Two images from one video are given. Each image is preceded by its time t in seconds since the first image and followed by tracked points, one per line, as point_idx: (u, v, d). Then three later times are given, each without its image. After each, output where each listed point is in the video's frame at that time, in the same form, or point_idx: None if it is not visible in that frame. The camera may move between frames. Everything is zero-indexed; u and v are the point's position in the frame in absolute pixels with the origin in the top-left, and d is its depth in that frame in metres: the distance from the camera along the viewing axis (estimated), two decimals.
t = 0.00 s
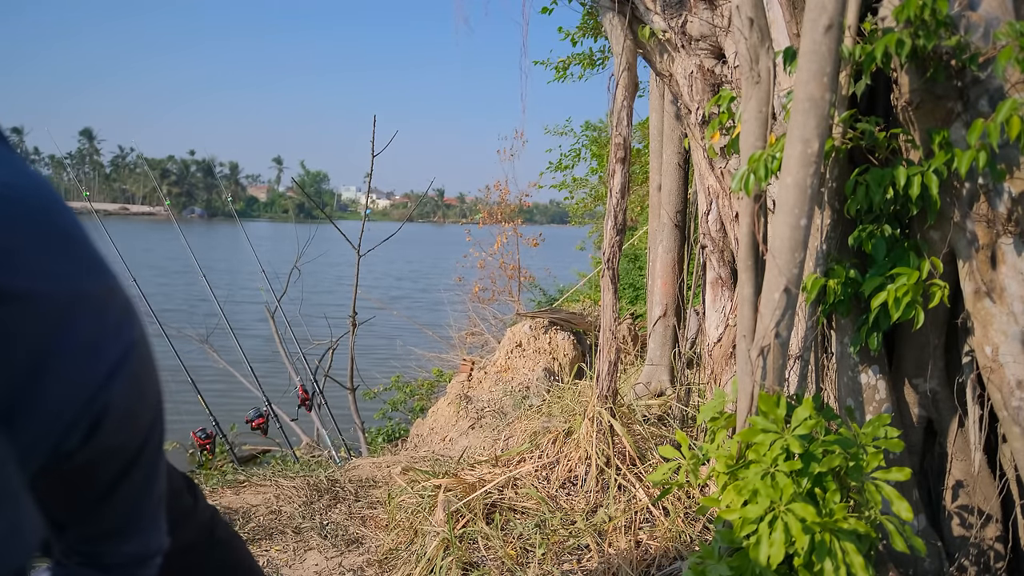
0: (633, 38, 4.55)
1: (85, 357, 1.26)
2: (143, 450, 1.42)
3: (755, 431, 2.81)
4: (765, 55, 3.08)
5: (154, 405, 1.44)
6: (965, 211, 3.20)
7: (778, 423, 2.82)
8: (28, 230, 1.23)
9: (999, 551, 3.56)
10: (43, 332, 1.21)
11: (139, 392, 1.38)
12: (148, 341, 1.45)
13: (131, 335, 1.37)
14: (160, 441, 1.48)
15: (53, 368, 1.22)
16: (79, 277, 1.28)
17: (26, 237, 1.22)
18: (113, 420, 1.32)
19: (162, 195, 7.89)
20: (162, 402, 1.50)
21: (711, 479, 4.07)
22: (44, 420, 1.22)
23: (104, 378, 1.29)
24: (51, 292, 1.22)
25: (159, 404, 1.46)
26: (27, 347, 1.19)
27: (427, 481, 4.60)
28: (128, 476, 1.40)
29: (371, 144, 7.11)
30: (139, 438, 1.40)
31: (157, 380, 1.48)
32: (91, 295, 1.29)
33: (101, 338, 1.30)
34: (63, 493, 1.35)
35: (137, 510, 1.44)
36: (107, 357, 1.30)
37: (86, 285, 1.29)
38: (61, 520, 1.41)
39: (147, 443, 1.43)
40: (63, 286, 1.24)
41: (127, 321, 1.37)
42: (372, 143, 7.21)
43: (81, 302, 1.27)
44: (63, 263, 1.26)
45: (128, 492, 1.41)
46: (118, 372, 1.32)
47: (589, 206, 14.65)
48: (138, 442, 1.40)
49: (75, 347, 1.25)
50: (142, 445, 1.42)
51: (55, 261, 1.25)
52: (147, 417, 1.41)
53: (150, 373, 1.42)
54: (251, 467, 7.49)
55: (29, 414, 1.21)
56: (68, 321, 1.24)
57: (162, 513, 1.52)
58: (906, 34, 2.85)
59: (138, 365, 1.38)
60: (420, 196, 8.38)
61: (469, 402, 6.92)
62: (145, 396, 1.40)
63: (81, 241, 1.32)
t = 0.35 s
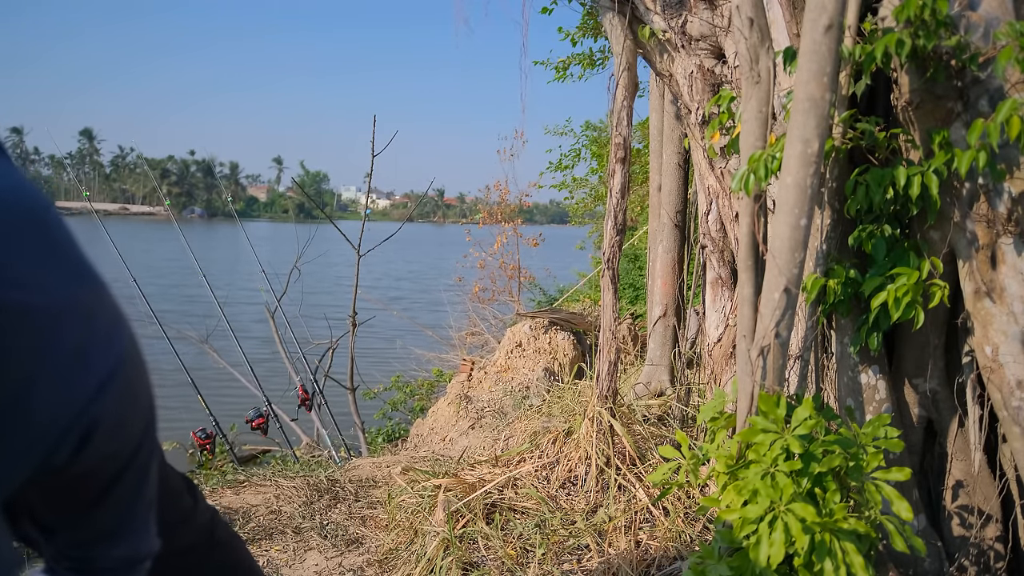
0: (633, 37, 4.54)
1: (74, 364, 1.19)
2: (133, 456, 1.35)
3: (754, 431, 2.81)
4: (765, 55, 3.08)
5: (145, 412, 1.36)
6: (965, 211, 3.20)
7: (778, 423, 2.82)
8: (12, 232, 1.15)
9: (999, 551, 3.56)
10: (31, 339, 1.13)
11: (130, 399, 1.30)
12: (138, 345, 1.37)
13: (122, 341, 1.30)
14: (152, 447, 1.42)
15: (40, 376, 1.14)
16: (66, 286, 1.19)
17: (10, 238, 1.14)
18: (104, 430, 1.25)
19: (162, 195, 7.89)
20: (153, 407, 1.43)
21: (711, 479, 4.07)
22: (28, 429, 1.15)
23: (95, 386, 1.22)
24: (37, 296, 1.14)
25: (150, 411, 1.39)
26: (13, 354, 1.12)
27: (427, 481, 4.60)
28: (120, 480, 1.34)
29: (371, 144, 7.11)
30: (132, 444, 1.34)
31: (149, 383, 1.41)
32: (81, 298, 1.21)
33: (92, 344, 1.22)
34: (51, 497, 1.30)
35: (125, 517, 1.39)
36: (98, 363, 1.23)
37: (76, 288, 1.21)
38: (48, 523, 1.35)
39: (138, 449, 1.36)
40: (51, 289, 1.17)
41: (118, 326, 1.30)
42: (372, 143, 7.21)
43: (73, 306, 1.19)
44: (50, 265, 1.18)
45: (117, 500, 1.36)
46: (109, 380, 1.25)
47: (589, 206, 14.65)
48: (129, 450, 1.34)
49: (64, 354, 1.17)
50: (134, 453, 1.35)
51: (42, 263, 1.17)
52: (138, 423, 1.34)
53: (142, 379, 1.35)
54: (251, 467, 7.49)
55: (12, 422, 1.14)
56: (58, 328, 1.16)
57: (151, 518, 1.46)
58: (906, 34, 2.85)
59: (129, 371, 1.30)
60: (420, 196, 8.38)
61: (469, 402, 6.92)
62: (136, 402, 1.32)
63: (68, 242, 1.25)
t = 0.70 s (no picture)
0: (633, 38, 4.54)
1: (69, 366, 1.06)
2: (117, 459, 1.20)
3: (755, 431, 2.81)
4: (765, 55, 3.08)
5: (135, 413, 1.23)
6: (965, 211, 3.20)
7: (778, 423, 2.82)
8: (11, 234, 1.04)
9: (999, 551, 3.56)
10: (28, 342, 1.01)
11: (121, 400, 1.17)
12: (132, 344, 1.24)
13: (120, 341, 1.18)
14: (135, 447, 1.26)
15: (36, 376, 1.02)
16: (64, 285, 1.08)
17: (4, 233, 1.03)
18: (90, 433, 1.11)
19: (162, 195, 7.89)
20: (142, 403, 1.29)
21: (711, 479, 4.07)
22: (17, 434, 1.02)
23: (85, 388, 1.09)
24: (36, 294, 1.03)
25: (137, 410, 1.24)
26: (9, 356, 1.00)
27: (427, 481, 4.60)
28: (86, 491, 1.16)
29: (371, 144, 7.10)
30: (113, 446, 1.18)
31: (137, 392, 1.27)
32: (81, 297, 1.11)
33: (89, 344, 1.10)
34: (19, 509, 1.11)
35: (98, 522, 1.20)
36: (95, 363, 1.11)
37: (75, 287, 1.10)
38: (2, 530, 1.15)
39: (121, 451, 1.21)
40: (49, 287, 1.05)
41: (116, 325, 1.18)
42: (372, 144, 7.21)
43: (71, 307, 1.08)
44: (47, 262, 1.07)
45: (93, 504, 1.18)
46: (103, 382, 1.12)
47: (589, 206, 14.64)
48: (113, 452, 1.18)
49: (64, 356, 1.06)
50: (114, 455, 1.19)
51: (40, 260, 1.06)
52: (124, 422, 1.20)
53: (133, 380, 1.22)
54: (251, 467, 7.50)
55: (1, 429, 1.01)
56: (57, 331, 1.05)
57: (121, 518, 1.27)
58: (906, 34, 2.85)
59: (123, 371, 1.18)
60: (420, 196, 8.38)
61: (469, 402, 6.92)
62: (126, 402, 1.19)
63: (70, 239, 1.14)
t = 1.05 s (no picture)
0: (633, 38, 4.54)
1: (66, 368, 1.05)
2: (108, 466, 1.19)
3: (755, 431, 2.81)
4: (765, 55, 3.08)
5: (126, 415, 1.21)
6: (965, 211, 3.20)
7: (778, 423, 2.82)
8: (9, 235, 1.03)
9: (998, 551, 3.56)
10: (25, 342, 1.00)
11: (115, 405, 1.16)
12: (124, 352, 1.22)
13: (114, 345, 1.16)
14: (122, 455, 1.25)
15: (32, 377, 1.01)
16: (64, 290, 1.07)
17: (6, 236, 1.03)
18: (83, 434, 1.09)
19: (162, 195, 7.89)
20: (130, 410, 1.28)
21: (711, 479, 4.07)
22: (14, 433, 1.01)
23: (77, 389, 1.07)
24: (33, 295, 1.02)
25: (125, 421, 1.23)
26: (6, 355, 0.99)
27: (427, 481, 4.60)
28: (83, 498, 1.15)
29: (371, 144, 7.11)
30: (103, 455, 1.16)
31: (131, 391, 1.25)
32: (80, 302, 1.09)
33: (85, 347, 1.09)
34: (16, 511, 1.10)
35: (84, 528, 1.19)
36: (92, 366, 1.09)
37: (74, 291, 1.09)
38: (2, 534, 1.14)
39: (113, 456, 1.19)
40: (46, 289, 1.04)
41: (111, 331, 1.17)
42: (372, 144, 7.20)
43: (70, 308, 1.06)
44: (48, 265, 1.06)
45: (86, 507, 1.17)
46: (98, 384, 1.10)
47: (589, 206, 14.63)
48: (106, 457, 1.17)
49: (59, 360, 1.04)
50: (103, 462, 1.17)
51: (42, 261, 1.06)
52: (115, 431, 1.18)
53: (124, 387, 1.20)
54: (251, 467, 7.50)
55: None
56: (56, 336, 1.04)
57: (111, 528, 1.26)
58: (906, 34, 2.85)
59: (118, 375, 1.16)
60: (420, 196, 8.38)
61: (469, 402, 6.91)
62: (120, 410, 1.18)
63: (69, 245, 1.13)
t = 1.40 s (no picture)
0: (633, 38, 4.54)
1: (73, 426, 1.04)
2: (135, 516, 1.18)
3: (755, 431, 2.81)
4: (765, 55, 3.08)
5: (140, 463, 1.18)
6: (965, 211, 3.20)
7: (778, 423, 2.82)
8: None
9: (999, 551, 3.56)
10: (30, 409, 0.99)
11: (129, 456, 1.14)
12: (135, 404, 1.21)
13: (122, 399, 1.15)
14: (155, 504, 1.24)
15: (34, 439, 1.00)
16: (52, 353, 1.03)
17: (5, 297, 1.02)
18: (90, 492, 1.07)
19: (161, 195, 7.89)
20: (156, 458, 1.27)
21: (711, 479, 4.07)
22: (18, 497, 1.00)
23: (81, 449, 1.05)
24: (37, 359, 1.01)
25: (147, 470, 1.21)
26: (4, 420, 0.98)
27: (427, 481, 4.60)
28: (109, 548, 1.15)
29: (371, 144, 7.10)
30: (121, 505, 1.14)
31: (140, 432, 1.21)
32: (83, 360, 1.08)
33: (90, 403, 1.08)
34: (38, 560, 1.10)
35: None
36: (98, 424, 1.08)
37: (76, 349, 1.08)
38: None
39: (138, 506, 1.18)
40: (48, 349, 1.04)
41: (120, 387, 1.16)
42: (372, 144, 7.20)
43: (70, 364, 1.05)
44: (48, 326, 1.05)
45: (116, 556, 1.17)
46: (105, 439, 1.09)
47: (589, 206, 14.62)
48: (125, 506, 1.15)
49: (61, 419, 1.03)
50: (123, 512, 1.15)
51: (42, 321, 1.05)
52: (135, 480, 1.16)
53: (140, 439, 1.19)
54: (251, 467, 7.50)
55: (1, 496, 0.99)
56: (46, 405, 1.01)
57: None
58: (906, 34, 2.85)
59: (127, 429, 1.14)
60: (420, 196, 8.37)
61: (469, 402, 6.91)
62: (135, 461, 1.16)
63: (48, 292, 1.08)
